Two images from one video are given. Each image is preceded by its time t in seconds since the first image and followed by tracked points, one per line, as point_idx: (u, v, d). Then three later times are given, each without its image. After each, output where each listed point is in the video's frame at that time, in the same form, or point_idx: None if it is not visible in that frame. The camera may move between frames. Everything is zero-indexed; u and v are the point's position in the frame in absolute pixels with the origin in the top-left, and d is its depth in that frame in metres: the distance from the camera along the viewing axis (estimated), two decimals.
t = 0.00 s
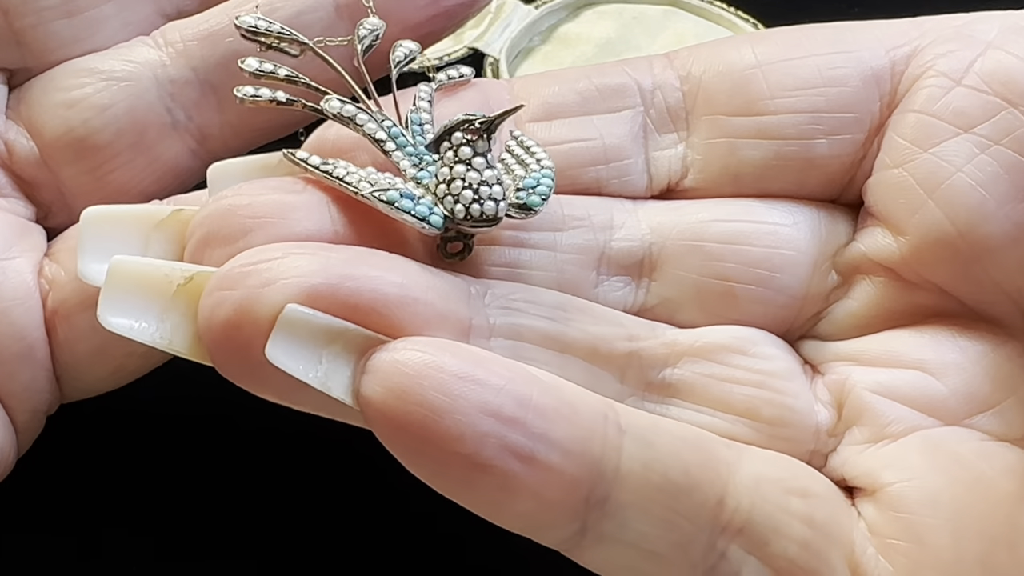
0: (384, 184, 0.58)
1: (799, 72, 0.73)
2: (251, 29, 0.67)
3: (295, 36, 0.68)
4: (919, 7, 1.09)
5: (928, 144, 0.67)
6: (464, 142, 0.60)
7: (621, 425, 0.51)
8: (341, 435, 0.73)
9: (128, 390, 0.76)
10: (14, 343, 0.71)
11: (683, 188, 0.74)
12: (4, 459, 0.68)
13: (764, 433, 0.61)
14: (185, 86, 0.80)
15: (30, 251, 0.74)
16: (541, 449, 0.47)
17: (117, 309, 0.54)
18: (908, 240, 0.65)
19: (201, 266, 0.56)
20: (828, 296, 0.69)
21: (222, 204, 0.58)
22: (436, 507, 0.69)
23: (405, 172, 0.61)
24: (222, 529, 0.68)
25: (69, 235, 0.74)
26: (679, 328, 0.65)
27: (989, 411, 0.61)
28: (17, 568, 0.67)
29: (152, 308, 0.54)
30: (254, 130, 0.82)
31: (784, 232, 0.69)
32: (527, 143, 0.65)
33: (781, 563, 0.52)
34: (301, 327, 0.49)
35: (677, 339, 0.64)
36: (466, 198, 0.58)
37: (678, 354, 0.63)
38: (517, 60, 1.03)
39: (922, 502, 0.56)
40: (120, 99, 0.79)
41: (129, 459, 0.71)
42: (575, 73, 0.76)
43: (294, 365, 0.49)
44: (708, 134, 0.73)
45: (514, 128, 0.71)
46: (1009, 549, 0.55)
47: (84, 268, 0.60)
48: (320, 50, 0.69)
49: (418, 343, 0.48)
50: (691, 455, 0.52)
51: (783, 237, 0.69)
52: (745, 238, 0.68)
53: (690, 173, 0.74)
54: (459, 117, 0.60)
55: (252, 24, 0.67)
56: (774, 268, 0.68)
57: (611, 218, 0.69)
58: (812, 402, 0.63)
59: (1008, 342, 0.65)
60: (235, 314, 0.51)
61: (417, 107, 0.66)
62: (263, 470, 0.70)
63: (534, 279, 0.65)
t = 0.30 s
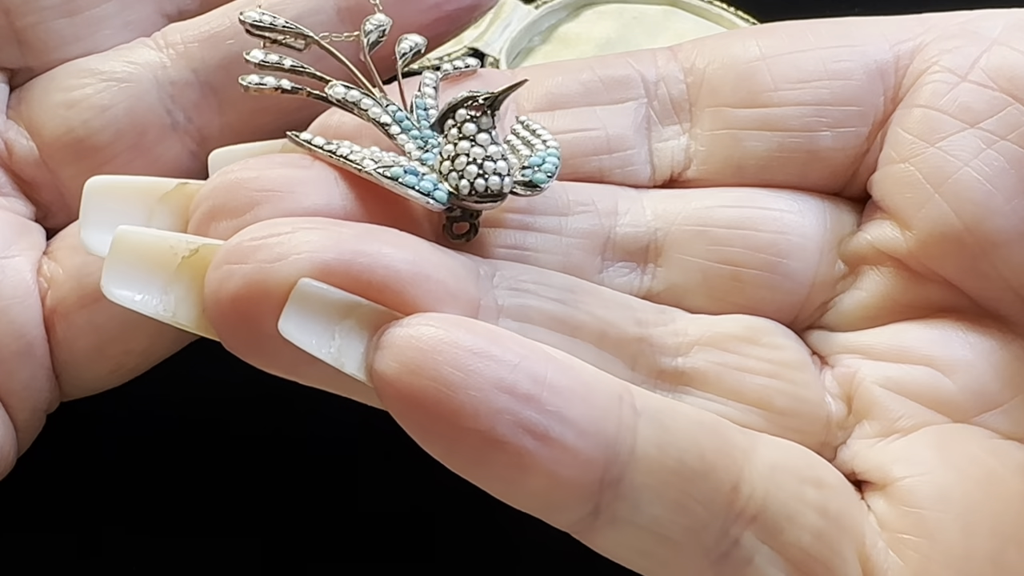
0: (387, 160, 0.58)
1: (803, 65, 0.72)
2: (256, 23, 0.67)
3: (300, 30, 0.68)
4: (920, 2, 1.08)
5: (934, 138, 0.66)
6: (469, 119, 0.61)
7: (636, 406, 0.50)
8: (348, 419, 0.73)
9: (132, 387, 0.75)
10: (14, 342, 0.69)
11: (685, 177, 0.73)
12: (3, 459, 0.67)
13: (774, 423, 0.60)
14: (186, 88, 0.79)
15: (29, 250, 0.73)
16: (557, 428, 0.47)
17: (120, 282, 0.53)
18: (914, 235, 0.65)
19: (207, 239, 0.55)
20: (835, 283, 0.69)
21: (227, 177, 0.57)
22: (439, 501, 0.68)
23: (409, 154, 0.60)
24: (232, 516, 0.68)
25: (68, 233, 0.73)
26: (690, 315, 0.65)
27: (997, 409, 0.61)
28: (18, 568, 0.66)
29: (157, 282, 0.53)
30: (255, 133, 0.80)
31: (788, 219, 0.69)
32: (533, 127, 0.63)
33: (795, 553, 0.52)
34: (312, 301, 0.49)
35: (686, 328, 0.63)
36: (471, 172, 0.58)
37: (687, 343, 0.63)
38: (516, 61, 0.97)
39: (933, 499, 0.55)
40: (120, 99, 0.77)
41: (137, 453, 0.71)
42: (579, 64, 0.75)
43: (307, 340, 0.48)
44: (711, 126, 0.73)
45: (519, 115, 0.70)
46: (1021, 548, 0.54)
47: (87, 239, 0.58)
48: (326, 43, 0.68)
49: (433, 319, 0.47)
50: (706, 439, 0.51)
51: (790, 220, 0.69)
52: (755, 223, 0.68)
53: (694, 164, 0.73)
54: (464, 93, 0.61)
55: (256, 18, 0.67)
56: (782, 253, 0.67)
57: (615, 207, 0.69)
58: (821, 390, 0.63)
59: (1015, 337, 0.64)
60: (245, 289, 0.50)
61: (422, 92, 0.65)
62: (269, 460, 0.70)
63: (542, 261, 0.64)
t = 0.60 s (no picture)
0: (395, 157, 0.58)
1: (801, 64, 0.73)
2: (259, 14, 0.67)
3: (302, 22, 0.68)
4: (918, 2, 1.09)
5: (930, 138, 0.66)
6: (477, 119, 0.61)
7: (638, 399, 0.50)
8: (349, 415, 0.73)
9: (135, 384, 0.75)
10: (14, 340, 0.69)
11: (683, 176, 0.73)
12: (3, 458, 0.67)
13: (772, 419, 0.61)
14: (185, 90, 0.79)
15: (29, 249, 0.73)
16: (560, 418, 0.47)
17: (127, 266, 0.53)
18: (911, 235, 0.65)
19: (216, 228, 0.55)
20: (829, 285, 0.69)
21: (235, 168, 0.57)
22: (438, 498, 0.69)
23: (412, 151, 0.60)
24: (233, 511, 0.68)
25: (68, 232, 0.73)
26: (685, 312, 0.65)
27: (993, 406, 0.61)
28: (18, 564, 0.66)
29: (163, 270, 0.53)
30: (253, 134, 0.80)
31: (785, 221, 0.69)
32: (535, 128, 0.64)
33: (792, 548, 0.52)
34: (321, 288, 0.49)
35: (682, 325, 0.64)
36: (478, 172, 0.58)
37: (684, 341, 0.63)
38: (517, 61, 0.98)
39: (928, 497, 0.55)
40: (119, 100, 0.78)
41: (141, 446, 0.72)
42: (578, 63, 0.75)
43: (312, 326, 0.49)
44: (710, 125, 0.73)
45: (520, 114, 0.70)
46: (1015, 548, 0.54)
47: (93, 228, 0.58)
48: (328, 36, 0.68)
49: (438, 308, 0.47)
50: (706, 432, 0.51)
51: (783, 224, 0.69)
52: (749, 227, 0.68)
53: (692, 163, 0.74)
54: (473, 94, 0.61)
55: (259, 9, 0.67)
56: (777, 255, 0.68)
57: (615, 206, 0.69)
58: (814, 391, 0.63)
59: (1011, 338, 0.64)
60: (253, 276, 0.49)
61: (426, 88, 0.65)
62: (271, 455, 0.71)
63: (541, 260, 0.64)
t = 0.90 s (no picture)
0: (405, 132, 0.58)
1: (803, 61, 0.73)
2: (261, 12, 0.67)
3: (304, 19, 0.67)
4: (917, 1, 1.09)
5: (933, 134, 0.66)
6: (485, 97, 0.61)
7: (647, 387, 0.50)
8: (357, 406, 0.73)
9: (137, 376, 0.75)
10: (14, 339, 0.69)
11: (685, 170, 0.73)
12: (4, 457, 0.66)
13: (781, 412, 0.61)
14: (185, 91, 0.79)
15: (29, 248, 0.73)
16: (570, 406, 0.47)
17: (130, 247, 0.53)
18: (915, 230, 0.65)
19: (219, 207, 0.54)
20: (838, 270, 0.69)
21: (241, 149, 0.57)
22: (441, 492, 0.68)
23: (418, 132, 0.59)
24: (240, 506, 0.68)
25: (69, 231, 0.73)
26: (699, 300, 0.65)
27: (1000, 404, 0.61)
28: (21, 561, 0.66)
29: (167, 250, 0.53)
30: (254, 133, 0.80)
31: (790, 207, 0.69)
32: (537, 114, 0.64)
33: (799, 540, 0.52)
34: (329, 274, 0.48)
35: (695, 318, 0.63)
36: (488, 145, 0.58)
37: (696, 331, 0.62)
38: (518, 60, 0.98)
39: (936, 492, 0.55)
40: (119, 100, 0.77)
41: (145, 439, 0.72)
42: (580, 61, 0.75)
43: (321, 313, 0.48)
44: (711, 122, 0.73)
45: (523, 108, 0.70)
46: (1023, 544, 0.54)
47: (96, 209, 0.57)
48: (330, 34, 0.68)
49: (448, 295, 0.47)
50: (717, 424, 0.51)
51: (785, 207, 0.69)
52: (756, 210, 0.68)
53: (694, 157, 0.73)
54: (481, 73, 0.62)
55: (261, 8, 0.66)
56: (787, 241, 0.68)
57: (620, 198, 0.68)
58: (825, 383, 0.62)
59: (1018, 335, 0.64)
60: (260, 260, 0.49)
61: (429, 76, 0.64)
62: (276, 450, 0.71)
63: (550, 243, 0.64)
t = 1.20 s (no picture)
0: (417, 118, 0.58)
1: (803, 59, 0.72)
2: None
3: (307, 8, 0.67)
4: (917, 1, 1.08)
5: (936, 132, 0.66)
6: (497, 88, 0.61)
7: (652, 388, 0.50)
8: (358, 406, 0.73)
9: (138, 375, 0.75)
10: (14, 340, 0.68)
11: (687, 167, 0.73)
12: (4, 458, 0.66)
13: (786, 415, 0.60)
14: (185, 91, 0.78)
15: (28, 249, 0.72)
16: (573, 406, 0.46)
17: (128, 246, 0.53)
18: (919, 229, 0.65)
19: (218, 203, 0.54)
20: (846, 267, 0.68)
21: (236, 145, 0.56)
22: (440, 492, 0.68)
23: (423, 119, 0.58)
24: (241, 511, 0.67)
25: (69, 232, 0.73)
26: (707, 297, 0.64)
27: (1007, 405, 0.60)
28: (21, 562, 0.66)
29: (165, 247, 0.52)
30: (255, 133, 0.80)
31: (801, 194, 0.69)
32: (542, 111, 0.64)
33: (805, 541, 0.52)
34: (329, 276, 0.48)
35: (706, 317, 0.62)
36: (500, 137, 0.58)
37: (705, 330, 0.62)
38: (517, 60, 0.97)
39: (944, 492, 0.55)
40: (120, 101, 0.77)
41: (146, 439, 0.71)
42: (581, 60, 0.75)
43: (321, 315, 0.48)
44: (712, 118, 0.73)
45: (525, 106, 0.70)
46: None
47: (89, 204, 0.58)
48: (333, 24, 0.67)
49: (450, 296, 0.47)
50: (723, 426, 0.51)
51: (786, 197, 0.68)
52: (762, 203, 0.68)
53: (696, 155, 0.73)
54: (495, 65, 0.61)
55: None
56: (795, 236, 0.67)
57: (624, 193, 0.67)
58: (836, 379, 0.62)
59: None
60: (258, 262, 0.49)
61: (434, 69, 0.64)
62: (277, 450, 0.70)
63: (555, 238, 0.63)
